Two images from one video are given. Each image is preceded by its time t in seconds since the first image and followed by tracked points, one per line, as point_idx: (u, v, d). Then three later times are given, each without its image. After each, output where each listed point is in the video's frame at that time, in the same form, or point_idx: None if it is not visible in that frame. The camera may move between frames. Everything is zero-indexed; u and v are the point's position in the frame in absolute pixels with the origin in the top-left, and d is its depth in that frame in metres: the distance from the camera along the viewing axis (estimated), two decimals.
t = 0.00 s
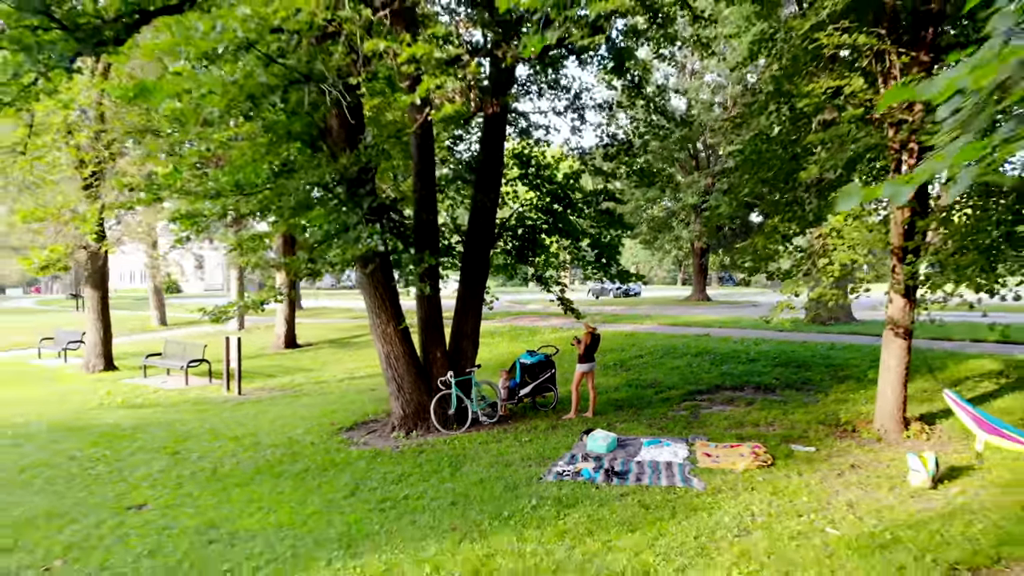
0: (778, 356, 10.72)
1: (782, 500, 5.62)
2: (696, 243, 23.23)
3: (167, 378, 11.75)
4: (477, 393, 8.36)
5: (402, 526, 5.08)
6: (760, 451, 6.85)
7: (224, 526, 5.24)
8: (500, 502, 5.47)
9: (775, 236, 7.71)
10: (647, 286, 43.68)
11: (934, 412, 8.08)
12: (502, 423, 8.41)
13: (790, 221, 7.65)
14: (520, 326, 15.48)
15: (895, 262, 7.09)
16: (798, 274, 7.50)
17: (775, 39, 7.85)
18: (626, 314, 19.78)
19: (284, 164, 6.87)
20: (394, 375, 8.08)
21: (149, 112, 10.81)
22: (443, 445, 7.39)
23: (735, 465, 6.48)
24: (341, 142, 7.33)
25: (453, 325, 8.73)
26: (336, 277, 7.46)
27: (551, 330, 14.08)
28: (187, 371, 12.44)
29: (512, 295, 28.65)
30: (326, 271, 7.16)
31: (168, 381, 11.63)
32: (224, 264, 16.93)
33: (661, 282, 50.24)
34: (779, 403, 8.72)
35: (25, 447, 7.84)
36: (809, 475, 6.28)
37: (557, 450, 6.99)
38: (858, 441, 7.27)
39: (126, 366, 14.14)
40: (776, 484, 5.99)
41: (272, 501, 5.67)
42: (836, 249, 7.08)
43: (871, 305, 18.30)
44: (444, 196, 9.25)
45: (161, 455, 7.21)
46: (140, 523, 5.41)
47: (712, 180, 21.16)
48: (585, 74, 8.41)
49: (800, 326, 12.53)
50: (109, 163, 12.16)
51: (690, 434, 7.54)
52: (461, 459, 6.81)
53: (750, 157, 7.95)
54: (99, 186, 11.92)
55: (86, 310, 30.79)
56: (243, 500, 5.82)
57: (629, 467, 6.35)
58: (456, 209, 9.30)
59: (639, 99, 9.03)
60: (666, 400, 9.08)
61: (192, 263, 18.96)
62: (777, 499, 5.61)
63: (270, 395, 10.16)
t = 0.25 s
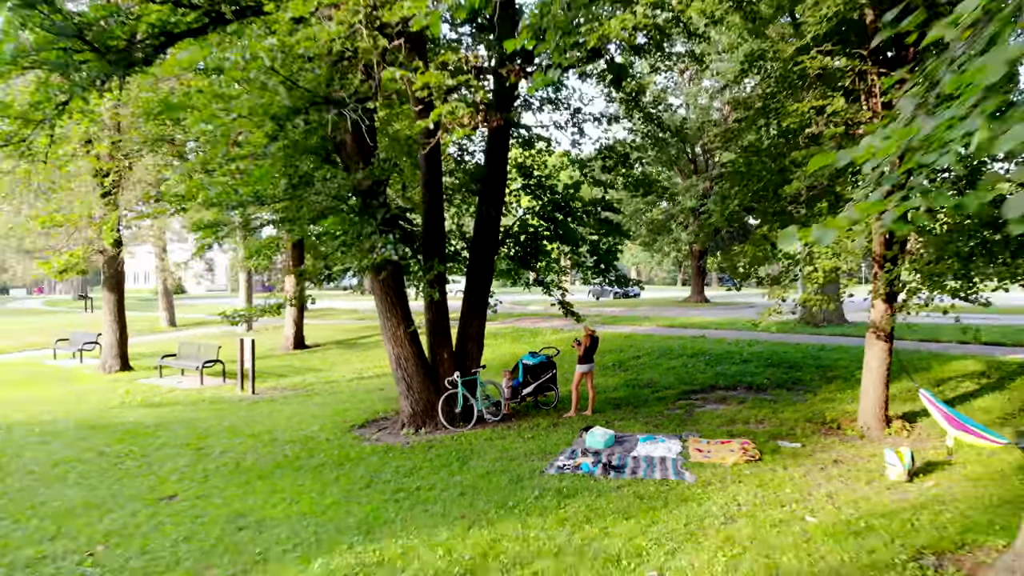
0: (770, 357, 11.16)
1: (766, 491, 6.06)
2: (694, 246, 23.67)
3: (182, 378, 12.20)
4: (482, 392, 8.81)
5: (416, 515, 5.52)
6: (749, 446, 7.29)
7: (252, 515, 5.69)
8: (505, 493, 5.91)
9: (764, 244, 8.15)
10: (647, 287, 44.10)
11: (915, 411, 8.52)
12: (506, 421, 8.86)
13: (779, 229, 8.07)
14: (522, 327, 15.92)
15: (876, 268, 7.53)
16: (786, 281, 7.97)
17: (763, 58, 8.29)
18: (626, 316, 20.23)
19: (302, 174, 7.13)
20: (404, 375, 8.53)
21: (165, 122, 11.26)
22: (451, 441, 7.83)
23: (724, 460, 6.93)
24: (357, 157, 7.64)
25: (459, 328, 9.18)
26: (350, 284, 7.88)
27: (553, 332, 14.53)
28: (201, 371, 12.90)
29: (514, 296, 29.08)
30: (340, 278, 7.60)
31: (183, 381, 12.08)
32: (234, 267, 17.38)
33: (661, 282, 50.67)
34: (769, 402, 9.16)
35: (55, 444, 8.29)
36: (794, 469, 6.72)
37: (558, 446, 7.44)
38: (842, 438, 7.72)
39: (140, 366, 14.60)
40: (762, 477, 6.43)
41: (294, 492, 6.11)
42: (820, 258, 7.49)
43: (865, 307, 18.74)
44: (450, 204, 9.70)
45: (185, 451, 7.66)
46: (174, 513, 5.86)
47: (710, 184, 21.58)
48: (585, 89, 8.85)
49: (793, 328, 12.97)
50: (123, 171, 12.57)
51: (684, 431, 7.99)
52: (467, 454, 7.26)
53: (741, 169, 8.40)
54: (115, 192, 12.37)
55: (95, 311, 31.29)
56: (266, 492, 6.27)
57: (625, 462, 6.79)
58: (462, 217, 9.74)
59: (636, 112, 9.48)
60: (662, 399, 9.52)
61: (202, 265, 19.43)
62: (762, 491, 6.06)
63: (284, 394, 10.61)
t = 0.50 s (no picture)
0: (764, 358, 11.55)
1: (755, 485, 6.46)
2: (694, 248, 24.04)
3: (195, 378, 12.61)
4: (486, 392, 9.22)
5: (426, 506, 5.92)
6: (741, 443, 7.69)
7: (273, 506, 6.08)
8: (510, 487, 6.31)
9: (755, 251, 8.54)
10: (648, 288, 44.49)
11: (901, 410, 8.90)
12: (510, 419, 9.25)
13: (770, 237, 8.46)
14: (523, 328, 16.31)
15: (861, 274, 7.90)
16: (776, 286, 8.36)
17: (755, 73, 8.68)
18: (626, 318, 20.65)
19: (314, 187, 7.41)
20: (412, 375, 8.95)
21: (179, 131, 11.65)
22: (457, 439, 8.22)
23: (716, 456, 7.32)
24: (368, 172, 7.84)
25: (465, 330, 9.58)
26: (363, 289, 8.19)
27: (554, 333, 14.92)
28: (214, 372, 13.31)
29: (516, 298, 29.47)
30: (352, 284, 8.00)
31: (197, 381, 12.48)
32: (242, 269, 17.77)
33: (662, 283, 51.05)
34: (762, 401, 9.55)
35: (79, 441, 8.70)
36: (782, 465, 7.12)
37: (560, 443, 7.83)
38: (829, 435, 8.11)
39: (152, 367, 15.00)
40: (751, 472, 6.82)
41: (311, 486, 6.50)
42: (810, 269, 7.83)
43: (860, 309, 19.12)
44: (455, 211, 10.09)
45: (204, 448, 8.06)
46: (199, 504, 6.25)
47: (708, 188, 21.96)
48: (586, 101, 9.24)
49: (787, 329, 13.34)
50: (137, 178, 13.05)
51: (679, 429, 8.38)
52: (473, 450, 7.66)
53: (733, 179, 8.78)
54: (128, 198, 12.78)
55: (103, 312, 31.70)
56: (285, 487, 6.67)
57: (623, 458, 7.18)
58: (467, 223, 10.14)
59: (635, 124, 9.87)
60: (659, 399, 9.91)
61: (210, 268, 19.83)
62: (751, 485, 6.45)
63: (295, 394, 11.01)
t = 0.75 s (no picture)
0: (758, 359, 12.00)
1: (743, 478, 6.91)
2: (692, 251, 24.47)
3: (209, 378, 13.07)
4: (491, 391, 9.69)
5: (436, 497, 6.38)
6: (731, 440, 8.15)
7: (294, 498, 6.55)
8: (514, 480, 6.76)
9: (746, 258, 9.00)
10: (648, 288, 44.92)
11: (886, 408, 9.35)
12: (513, 417, 9.71)
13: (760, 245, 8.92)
14: (526, 329, 16.77)
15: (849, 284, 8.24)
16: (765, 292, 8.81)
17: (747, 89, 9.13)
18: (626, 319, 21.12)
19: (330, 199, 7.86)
20: (420, 375, 9.43)
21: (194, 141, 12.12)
22: (464, 436, 8.68)
23: (708, 452, 7.77)
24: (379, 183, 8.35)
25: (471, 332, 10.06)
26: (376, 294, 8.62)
27: (556, 334, 15.37)
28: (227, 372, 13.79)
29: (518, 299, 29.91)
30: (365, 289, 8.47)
31: (210, 380, 12.95)
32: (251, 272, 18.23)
33: (662, 284, 51.48)
34: (754, 400, 10.01)
35: (106, 437, 9.17)
36: (770, 460, 7.57)
37: (561, 440, 8.29)
38: (816, 432, 8.57)
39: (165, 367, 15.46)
40: (740, 467, 7.28)
41: (329, 478, 6.97)
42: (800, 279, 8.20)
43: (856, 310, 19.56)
44: (461, 218, 10.56)
45: (225, 444, 8.53)
46: (225, 496, 6.71)
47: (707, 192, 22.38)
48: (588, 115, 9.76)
49: (781, 331, 13.79)
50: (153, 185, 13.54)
51: (674, 426, 8.84)
52: (479, 446, 8.12)
53: (726, 190, 9.29)
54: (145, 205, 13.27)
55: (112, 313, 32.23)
56: (303, 480, 7.13)
57: (620, 453, 7.63)
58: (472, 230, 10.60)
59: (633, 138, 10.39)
60: (656, 398, 10.36)
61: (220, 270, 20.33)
62: (739, 478, 6.91)
63: (307, 394, 11.47)
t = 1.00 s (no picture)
0: (752, 359, 12.41)
1: (733, 474, 7.32)
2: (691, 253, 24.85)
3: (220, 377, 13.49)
4: (494, 391, 10.10)
5: (444, 491, 6.79)
6: (724, 437, 8.55)
7: (310, 491, 6.96)
8: (517, 475, 7.16)
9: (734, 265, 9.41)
10: (648, 289, 45.28)
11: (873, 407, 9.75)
12: (516, 416, 10.11)
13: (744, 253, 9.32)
14: (527, 330, 17.15)
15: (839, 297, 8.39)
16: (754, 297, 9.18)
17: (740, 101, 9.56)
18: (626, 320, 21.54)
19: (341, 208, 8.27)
20: (426, 375, 9.86)
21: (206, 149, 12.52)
22: (469, 434, 9.09)
23: (701, 449, 8.18)
24: (387, 193, 8.73)
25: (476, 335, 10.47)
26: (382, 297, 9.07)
27: (557, 336, 15.76)
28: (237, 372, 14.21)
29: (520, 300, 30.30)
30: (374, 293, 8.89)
31: (222, 380, 13.36)
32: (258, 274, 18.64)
33: (662, 284, 51.85)
34: (747, 400, 10.41)
35: (126, 435, 9.60)
36: (760, 457, 7.98)
37: (562, 437, 8.69)
38: (805, 430, 8.97)
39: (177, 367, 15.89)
40: (731, 463, 7.69)
41: (342, 473, 7.39)
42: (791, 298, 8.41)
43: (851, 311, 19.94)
44: (465, 224, 10.97)
45: (241, 442, 8.95)
46: (244, 490, 7.13)
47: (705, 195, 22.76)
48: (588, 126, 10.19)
49: (776, 332, 14.20)
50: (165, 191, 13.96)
51: (670, 425, 9.24)
52: (484, 443, 8.52)
53: (720, 198, 9.71)
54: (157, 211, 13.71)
55: (119, 313, 32.72)
56: (318, 474, 7.55)
57: (618, 450, 8.04)
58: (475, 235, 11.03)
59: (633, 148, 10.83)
60: (653, 397, 10.76)
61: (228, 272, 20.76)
62: (730, 474, 7.32)
63: (317, 393, 11.89)
